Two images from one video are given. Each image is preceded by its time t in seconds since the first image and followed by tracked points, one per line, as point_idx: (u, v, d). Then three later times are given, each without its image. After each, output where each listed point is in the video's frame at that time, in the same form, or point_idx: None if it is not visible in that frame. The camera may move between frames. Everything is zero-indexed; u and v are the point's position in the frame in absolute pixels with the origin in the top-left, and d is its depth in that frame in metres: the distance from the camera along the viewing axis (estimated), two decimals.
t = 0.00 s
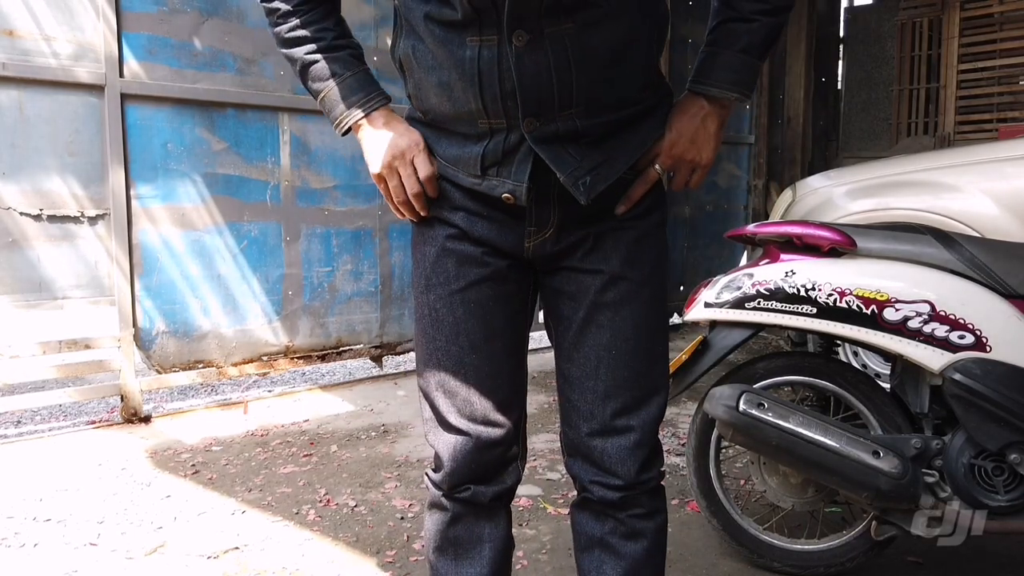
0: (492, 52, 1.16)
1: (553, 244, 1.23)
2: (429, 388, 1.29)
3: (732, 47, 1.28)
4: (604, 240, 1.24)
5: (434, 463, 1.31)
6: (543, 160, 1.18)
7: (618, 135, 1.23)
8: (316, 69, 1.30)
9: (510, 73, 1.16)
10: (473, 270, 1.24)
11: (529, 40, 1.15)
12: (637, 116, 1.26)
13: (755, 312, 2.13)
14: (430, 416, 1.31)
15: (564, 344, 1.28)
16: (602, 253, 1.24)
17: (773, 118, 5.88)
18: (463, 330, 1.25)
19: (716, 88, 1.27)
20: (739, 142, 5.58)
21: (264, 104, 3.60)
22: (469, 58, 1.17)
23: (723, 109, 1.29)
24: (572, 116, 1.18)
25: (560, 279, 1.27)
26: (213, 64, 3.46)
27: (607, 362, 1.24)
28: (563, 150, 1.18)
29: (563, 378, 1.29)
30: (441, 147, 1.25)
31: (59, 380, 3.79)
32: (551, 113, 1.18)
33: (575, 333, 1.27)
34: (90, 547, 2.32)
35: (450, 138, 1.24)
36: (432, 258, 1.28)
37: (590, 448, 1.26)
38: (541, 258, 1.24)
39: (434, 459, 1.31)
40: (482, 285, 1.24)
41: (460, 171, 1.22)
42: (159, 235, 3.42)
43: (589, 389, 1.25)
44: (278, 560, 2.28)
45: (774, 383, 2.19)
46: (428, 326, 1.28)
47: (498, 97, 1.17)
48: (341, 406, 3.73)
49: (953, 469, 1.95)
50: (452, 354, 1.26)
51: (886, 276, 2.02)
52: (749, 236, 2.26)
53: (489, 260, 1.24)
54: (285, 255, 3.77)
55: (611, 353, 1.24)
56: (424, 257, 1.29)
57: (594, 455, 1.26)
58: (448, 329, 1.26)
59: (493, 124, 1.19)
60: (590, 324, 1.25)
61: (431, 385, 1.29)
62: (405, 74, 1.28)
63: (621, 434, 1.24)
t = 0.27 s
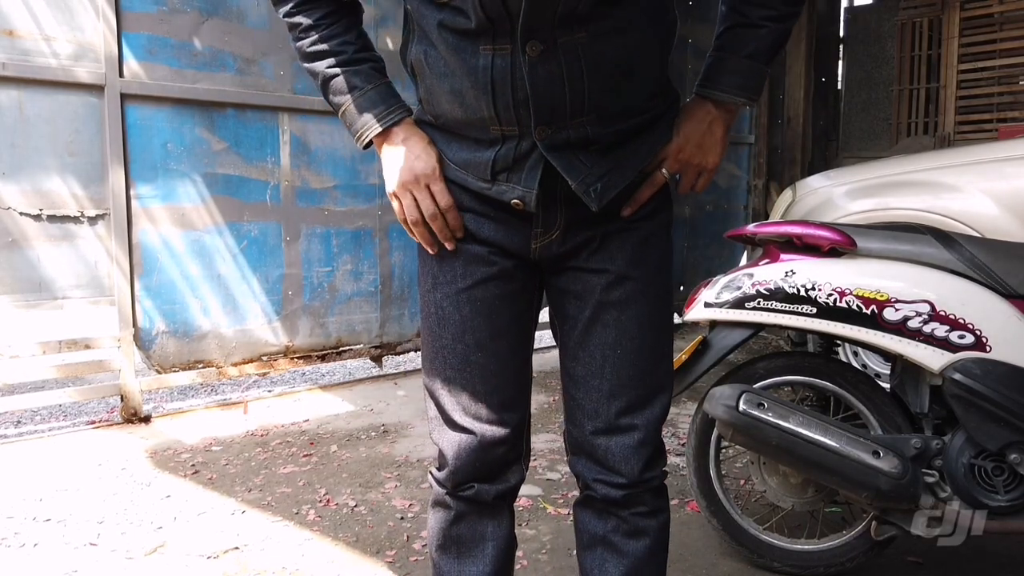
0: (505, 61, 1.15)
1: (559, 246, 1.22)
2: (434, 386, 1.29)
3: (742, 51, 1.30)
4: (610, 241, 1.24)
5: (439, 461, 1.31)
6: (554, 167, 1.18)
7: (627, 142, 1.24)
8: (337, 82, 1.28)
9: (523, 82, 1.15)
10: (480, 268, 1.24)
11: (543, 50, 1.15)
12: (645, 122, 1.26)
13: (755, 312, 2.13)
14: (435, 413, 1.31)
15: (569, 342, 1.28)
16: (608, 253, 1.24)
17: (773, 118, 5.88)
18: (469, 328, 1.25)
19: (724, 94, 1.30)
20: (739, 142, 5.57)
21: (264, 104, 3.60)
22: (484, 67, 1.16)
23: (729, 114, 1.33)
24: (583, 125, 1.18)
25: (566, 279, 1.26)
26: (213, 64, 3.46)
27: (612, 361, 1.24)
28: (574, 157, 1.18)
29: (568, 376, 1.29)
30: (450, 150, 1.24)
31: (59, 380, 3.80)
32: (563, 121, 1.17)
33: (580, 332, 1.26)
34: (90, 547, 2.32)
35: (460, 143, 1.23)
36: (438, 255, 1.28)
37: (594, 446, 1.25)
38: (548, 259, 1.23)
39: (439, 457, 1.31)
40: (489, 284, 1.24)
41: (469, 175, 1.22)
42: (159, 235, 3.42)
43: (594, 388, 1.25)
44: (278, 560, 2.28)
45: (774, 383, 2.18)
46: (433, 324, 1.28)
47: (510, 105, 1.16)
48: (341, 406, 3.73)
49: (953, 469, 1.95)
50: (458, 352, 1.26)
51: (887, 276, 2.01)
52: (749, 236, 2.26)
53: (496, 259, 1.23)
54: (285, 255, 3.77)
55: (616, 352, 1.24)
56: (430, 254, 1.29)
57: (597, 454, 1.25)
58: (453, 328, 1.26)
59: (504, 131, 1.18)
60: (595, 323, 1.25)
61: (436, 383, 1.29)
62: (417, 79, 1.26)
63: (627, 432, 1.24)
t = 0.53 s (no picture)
0: (514, 63, 1.16)
1: (564, 245, 1.23)
2: (437, 385, 1.29)
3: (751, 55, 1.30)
4: (615, 242, 1.24)
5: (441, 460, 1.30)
6: (561, 168, 1.18)
7: (633, 144, 1.24)
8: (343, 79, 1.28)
9: (531, 84, 1.16)
10: (485, 268, 1.24)
11: (552, 53, 1.15)
12: (651, 125, 1.26)
13: (755, 312, 2.13)
14: (438, 414, 1.31)
15: (573, 342, 1.28)
16: (612, 253, 1.24)
17: (773, 118, 5.88)
18: (474, 328, 1.25)
19: (731, 98, 1.29)
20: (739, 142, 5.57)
21: (263, 104, 3.60)
22: (492, 70, 1.16)
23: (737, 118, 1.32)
24: (591, 128, 1.19)
25: (571, 278, 1.26)
26: (213, 64, 3.46)
27: (616, 361, 1.24)
28: (582, 159, 1.19)
29: (571, 376, 1.28)
30: (455, 149, 1.24)
31: (58, 381, 3.80)
32: (570, 124, 1.18)
33: (584, 332, 1.26)
34: (90, 547, 2.32)
35: (467, 143, 1.23)
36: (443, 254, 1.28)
37: (597, 446, 1.25)
38: (553, 258, 1.24)
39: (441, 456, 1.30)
40: (494, 283, 1.24)
41: (474, 176, 1.22)
42: (159, 235, 3.42)
43: (598, 388, 1.25)
44: (278, 560, 2.28)
45: (774, 383, 2.19)
46: (438, 323, 1.28)
47: (518, 107, 1.17)
48: (341, 406, 3.73)
49: (953, 469, 1.95)
50: (462, 351, 1.26)
51: (887, 276, 2.01)
52: (749, 236, 2.26)
53: (501, 258, 1.23)
54: (285, 255, 3.77)
55: (620, 352, 1.24)
56: (435, 253, 1.29)
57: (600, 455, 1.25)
58: (457, 327, 1.26)
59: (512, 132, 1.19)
60: (599, 323, 1.25)
61: (440, 383, 1.28)
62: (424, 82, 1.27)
63: (631, 432, 1.24)
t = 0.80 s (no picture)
0: (513, 43, 1.15)
1: (558, 240, 1.23)
2: (431, 387, 1.28)
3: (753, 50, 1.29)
4: (609, 239, 1.24)
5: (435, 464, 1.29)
6: (555, 153, 1.18)
7: (629, 135, 1.24)
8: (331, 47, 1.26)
9: (530, 66, 1.16)
10: (477, 267, 1.25)
11: (552, 34, 1.15)
12: (649, 117, 1.26)
13: (755, 312, 2.13)
14: (431, 415, 1.30)
15: (567, 345, 1.28)
16: (607, 252, 1.24)
17: (773, 118, 5.88)
18: (468, 327, 1.25)
19: (731, 82, 1.29)
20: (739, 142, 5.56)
21: (263, 104, 3.60)
22: (490, 49, 1.16)
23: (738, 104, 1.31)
24: (588, 113, 1.19)
25: (563, 279, 1.26)
26: (212, 64, 3.46)
27: (611, 362, 1.24)
28: (577, 146, 1.19)
29: (566, 379, 1.28)
30: (446, 133, 1.25)
31: (59, 381, 3.80)
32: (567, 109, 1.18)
33: (578, 333, 1.26)
34: (90, 547, 2.32)
35: (460, 128, 1.23)
36: (435, 254, 1.29)
37: (593, 451, 1.25)
38: (545, 254, 1.24)
39: (434, 459, 1.30)
40: (486, 283, 1.25)
41: (463, 159, 1.23)
42: (159, 235, 3.42)
43: (593, 391, 1.25)
44: (278, 560, 2.28)
45: (774, 382, 2.19)
46: (431, 323, 1.28)
47: (515, 89, 1.17)
48: (341, 406, 3.73)
49: (953, 469, 1.95)
50: (456, 351, 1.26)
51: (887, 276, 2.01)
52: (749, 237, 2.26)
53: (494, 257, 1.24)
54: (285, 255, 3.77)
55: (614, 353, 1.24)
56: (427, 253, 1.30)
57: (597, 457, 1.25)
58: (451, 327, 1.26)
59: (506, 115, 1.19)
60: (593, 325, 1.25)
61: (434, 385, 1.28)
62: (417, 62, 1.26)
63: (624, 436, 1.24)
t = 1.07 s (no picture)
0: (508, 41, 1.15)
1: (544, 238, 1.23)
2: (418, 391, 1.27)
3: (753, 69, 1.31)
4: (597, 237, 1.25)
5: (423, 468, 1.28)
6: (545, 154, 1.18)
7: (614, 138, 1.24)
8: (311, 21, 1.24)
9: (525, 66, 1.16)
10: (460, 268, 1.24)
11: (548, 35, 1.16)
12: (637, 126, 1.27)
13: (755, 312, 2.12)
14: (418, 420, 1.29)
15: (555, 346, 1.27)
16: (594, 250, 1.24)
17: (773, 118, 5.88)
18: (453, 329, 1.24)
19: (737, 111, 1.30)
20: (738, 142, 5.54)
21: (263, 104, 3.60)
22: (484, 47, 1.16)
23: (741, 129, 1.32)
24: (577, 115, 1.19)
25: (550, 278, 1.26)
26: (212, 64, 3.47)
27: (600, 362, 1.23)
28: (565, 148, 1.19)
29: (554, 380, 1.28)
30: (432, 133, 1.25)
31: (60, 381, 3.80)
32: (557, 111, 1.18)
33: (567, 333, 1.26)
34: (90, 547, 2.32)
35: (447, 130, 1.23)
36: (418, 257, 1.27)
37: (584, 453, 1.25)
38: (531, 253, 1.24)
39: (423, 463, 1.29)
40: (471, 284, 1.25)
41: (449, 158, 1.22)
42: (159, 235, 3.42)
43: (582, 391, 1.24)
44: (277, 560, 2.28)
45: (774, 382, 2.19)
46: (416, 325, 1.26)
47: (509, 87, 1.17)
48: (341, 406, 3.73)
49: (953, 469, 1.95)
50: (441, 354, 1.24)
51: (886, 276, 2.01)
52: (749, 236, 2.26)
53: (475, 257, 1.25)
54: (285, 255, 3.77)
55: (603, 353, 1.23)
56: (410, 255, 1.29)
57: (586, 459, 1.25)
58: (435, 330, 1.25)
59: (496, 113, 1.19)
60: (582, 325, 1.24)
61: (420, 388, 1.27)
62: (405, 58, 1.25)
63: (613, 437, 1.23)
